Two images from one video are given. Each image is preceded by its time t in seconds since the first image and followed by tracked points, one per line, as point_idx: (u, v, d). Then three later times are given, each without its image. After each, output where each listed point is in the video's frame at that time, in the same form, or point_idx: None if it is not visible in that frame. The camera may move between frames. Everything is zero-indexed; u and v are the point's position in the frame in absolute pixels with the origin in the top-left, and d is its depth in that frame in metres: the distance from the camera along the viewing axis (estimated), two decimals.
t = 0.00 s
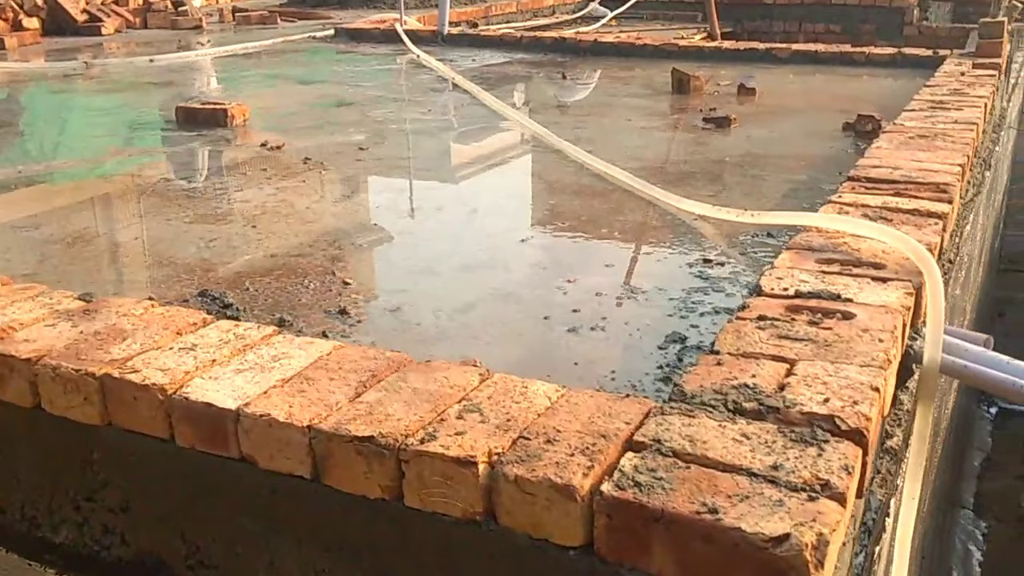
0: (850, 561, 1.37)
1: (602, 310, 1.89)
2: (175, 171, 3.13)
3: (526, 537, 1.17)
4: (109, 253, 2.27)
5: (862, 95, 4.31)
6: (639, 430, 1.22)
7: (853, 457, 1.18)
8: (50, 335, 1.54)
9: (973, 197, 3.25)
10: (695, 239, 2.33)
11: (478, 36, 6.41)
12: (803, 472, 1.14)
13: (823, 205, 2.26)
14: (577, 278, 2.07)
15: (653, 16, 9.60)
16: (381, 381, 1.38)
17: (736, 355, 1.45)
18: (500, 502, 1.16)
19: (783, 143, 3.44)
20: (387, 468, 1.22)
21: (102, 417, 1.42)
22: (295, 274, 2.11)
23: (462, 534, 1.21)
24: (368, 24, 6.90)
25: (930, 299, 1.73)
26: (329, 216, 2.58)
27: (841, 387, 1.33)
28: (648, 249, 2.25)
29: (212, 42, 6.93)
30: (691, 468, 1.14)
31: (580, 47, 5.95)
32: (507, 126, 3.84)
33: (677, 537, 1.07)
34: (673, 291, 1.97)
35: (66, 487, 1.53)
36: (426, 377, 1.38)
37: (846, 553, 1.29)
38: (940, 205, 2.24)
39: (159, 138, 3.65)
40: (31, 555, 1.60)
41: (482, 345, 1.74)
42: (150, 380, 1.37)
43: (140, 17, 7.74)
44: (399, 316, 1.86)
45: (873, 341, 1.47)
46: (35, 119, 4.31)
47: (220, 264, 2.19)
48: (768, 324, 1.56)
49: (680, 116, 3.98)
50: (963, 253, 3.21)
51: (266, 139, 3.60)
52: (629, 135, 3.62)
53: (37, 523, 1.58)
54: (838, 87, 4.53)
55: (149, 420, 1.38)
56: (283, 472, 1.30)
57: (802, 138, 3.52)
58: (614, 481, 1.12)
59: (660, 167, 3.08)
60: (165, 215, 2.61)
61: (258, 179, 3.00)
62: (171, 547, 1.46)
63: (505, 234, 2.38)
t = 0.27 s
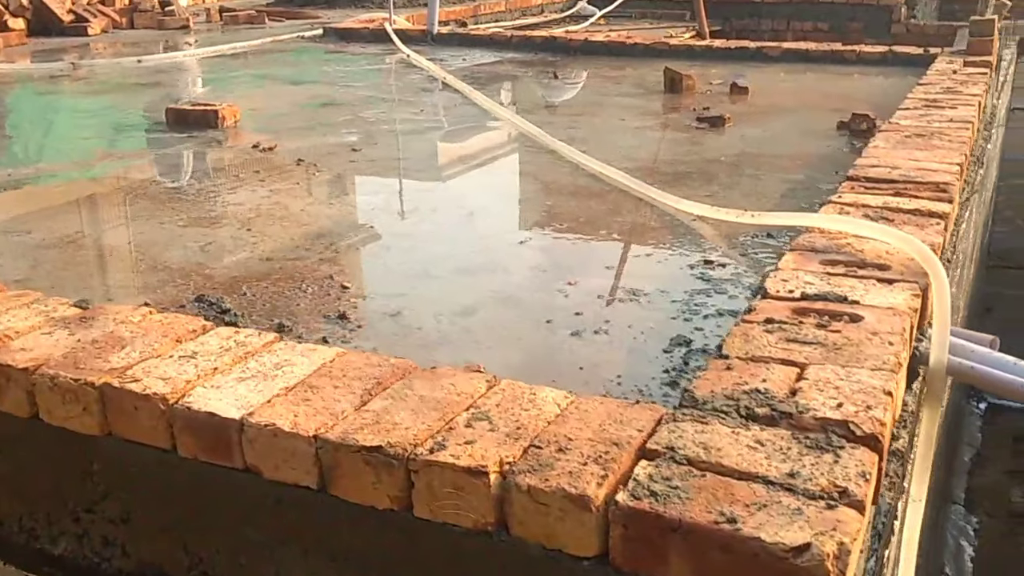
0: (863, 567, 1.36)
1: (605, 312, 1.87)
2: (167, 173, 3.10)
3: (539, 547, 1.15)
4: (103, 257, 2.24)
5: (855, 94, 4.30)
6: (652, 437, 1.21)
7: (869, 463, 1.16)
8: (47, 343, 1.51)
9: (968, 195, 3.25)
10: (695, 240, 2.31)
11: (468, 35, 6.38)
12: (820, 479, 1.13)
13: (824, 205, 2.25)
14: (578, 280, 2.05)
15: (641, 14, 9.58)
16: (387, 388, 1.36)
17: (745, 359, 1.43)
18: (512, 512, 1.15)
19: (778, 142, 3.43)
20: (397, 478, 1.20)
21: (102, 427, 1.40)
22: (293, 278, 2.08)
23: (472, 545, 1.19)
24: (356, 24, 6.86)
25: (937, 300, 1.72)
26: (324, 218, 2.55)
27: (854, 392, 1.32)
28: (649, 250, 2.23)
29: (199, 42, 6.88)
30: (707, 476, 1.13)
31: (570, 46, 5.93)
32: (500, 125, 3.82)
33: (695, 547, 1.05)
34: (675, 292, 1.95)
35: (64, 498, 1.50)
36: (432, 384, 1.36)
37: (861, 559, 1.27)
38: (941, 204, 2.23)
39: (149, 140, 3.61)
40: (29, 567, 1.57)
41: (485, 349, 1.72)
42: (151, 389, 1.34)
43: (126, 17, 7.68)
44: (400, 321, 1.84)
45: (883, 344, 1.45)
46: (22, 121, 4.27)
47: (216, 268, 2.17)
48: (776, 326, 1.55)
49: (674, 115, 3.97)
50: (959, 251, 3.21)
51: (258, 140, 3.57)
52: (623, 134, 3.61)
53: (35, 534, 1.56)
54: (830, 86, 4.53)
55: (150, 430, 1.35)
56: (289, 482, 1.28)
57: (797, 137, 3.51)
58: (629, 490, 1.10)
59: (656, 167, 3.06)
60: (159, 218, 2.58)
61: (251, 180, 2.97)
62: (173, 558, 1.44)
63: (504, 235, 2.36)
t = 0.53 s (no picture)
0: None
1: (609, 320, 1.85)
2: (161, 179, 3.07)
3: (554, 562, 1.14)
4: (100, 267, 2.22)
5: (850, 98, 4.30)
6: (666, 450, 1.19)
7: (887, 475, 1.15)
8: (48, 355, 1.49)
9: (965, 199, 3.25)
10: (696, 246, 2.30)
11: (460, 39, 6.37)
12: (838, 492, 1.12)
13: (826, 212, 2.25)
14: (581, 287, 2.04)
15: (632, 17, 9.58)
16: (395, 400, 1.34)
17: (756, 369, 1.42)
18: (527, 527, 1.13)
19: (775, 146, 3.42)
20: (408, 492, 1.18)
21: (105, 440, 1.37)
22: (294, 286, 2.07)
23: (485, 560, 1.18)
24: (347, 27, 6.83)
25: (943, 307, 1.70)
26: (322, 225, 2.54)
27: (867, 402, 1.31)
28: (650, 257, 2.22)
29: (189, 46, 6.84)
30: (724, 490, 1.11)
31: (563, 49, 5.92)
32: (495, 129, 3.81)
33: (715, 562, 1.04)
34: (679, 300, 1.94)
35: (65, 512, 1.48)
36: (441, 396, 1.34)
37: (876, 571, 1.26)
38: (943, 209, 2.23)
39: (142, 145, 3.59)
40: None
41: (490, 358, 1.70)
42: (155, 403, 1.32)
43: (114, 20, 7.63)
44: (402, 329, 1.82)
45: (894, 353, 1.44)
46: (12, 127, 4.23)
47: (215, 276, 2.15)
48: (786, 335, 1.53)
49: (670, 119, 3.96)
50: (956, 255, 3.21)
51: (252, 145, 3.54)
52: (620, 139, 3.60)
53: (35, 549, 1.54)
54: (824, 89, 4.53)
55: (155, 444, 1.33)
56: (298, 496, 1.26)
57: (793, 141, 3.51)
58: (646, 505, 1.09)
59: (654, 171, 3.06)
60: (155, 225, 2.55)
61: (246, 186, 2.95)
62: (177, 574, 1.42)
63: (504, 242, 2.35)
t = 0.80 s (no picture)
0: None
1: (614, 330, 1.84)
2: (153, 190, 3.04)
3: None
4: (96, 281, 2.19)
5: (842, 104, 4.32)
6: (683, 463, 1.18)
7: (907, 486, 1.14)
8: (49, 371, 1.46)
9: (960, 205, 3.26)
10: (697, 254, 2.29)
11: (449, 47, 6.36)
12: (859, 504, 1.10)
13: (827, 219, 2.24)
14: (584, 296, 2.02)
15: (619, 25, 9.59)
16: (405, 414, 1.32)
17: (768, 379, 1.41)
18: (544, 543, 1.11)
19: (770, 153, 3.42)
20: (423, 508, 1.16)
21: (109, 458, 1.35)
22: (294, 298, 2.04)
23: None
24: (335, 35, 6.81)
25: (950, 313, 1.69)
26: (319, 235, 2.52)
27: (882, 412, 1.30)
28: (651, 265, 2.21)
29: (176, 55, 6.80)
30: (744, 502, 1.10)
31: (553, 57, 5.92)
32: (489, 137, 3.80)
33: None
34: (683, 309, 1.93)
35: (69, 531, 1.46)
36: (451, 409, 1.33)
37: None
38: (943, 215, 2.22)
39: (132, 155, 3.55)
40: None
41: (496, 370, 1.69)
42: (161, 419, 1.30)
43: (99, 29, 7.58)
44: (406, 341, 1.80)
45: (906, 362, 1.43)
46: None
47: (213, 288, 2.12)
48: (795, 344, 1.52)
49: (663, 127, 3.96)
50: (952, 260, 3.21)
51: (244, 155, 3.52)
52: (614, 146, 3.59)
53: (38, 568, 1.51)
54: (815, 96, 4.54)
55: (161, 461, 1.31)
56: (308, 512, 1.24)
57: (788, 147, 3.51)
58: (666, 519, 1.08)
59: (650, 179, 3.05)
60: (149, 237, 2.53)
61: (240, 196, 2.92)
62: None
63: (504, 251, 2.33)
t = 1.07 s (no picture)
0: None
1: (617, 343, 1.83)
2: (144, 204, 3.02)
3: None
4: (91, 296, 2.17)
5: (831, 116, 4.34)
6: (699, 478, 1.17)
7: (925, 500, 1.13)
8: (49, 388, 1.44)
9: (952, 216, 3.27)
10: (697, 266, 2.29)
11: (437, 60, 6.36)
12: (878, 518, 1.09)
13: (826, 231, 2.24)
14: (586, 310, 2.02)
15: (605, 38, 9.62)
16: (415, 431, 1.31)
17: (779, 393, 1.40)
18: (561, 560, 1.10)
19: (763, 166, 3.43)
20: (437, 525, 1.15)
21: (114, 476, 1.33)
22: (294, 312, 2.03)
23: None
24: (323, 48, 6.80)
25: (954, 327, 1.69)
26: (316, 249, 2.50)
27: (895, 425, 1.29)
28: (650, 278, 2.20)
29: (163, 68, 6.78)
30: (763, 518, 1.09)
31: (541, 70, 5.93)
32: (481, 150, 3.79)
33: None
34: (686, 321, 1.92)
35: (72, 550, 1.44)
36: (461, 425, 1.31)
37: None
38: (941, 228, 2.23)
39: (121, 169, 3.52)
40: None
41: (501, 384, 1.68)
42: (168, 437, 1.28)
43: (84, 42, 7.55)
44: (409, 356, 1.79)
45: (915, 375, 1.43)
46: None
47: (210, 303, 2.10)
48: (804, 358, 1.52)
49: (655, 139, 3.97)
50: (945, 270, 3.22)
51: (235, 169, 3.50)
52: (607, 159, 3.59)
53: None
54: (805, 109, 4.56)
55: (168, 479, 1.29)
56: (319, 530, 1.22)
57: (781, 160, 3.52)
58: (684, 535, 1.06)
59: (646, 192, 3.05)
60: (142, 251, 2.50)
61: (234, 210, 2.90)
62: None
63: (502, 265, 2.32)
